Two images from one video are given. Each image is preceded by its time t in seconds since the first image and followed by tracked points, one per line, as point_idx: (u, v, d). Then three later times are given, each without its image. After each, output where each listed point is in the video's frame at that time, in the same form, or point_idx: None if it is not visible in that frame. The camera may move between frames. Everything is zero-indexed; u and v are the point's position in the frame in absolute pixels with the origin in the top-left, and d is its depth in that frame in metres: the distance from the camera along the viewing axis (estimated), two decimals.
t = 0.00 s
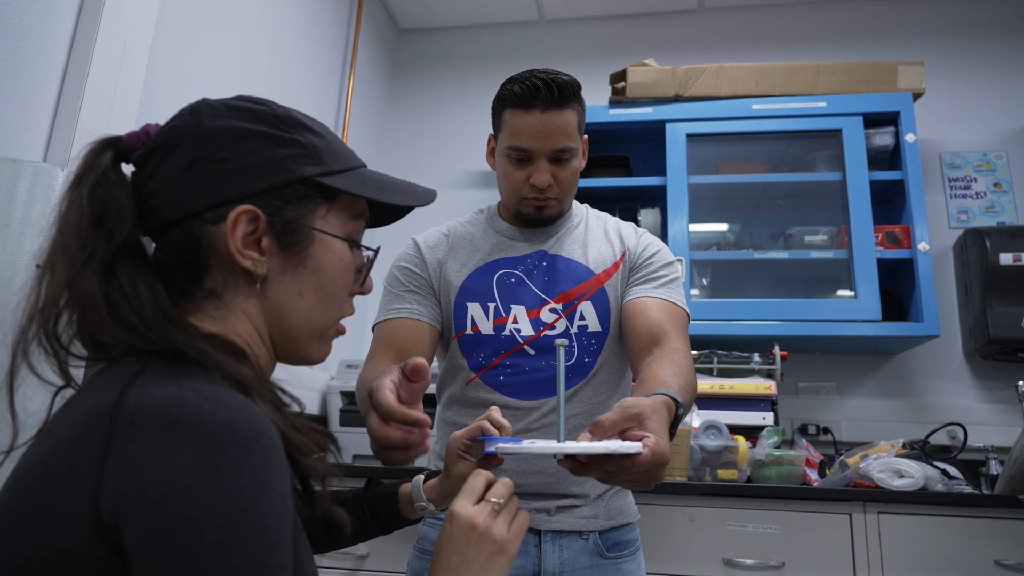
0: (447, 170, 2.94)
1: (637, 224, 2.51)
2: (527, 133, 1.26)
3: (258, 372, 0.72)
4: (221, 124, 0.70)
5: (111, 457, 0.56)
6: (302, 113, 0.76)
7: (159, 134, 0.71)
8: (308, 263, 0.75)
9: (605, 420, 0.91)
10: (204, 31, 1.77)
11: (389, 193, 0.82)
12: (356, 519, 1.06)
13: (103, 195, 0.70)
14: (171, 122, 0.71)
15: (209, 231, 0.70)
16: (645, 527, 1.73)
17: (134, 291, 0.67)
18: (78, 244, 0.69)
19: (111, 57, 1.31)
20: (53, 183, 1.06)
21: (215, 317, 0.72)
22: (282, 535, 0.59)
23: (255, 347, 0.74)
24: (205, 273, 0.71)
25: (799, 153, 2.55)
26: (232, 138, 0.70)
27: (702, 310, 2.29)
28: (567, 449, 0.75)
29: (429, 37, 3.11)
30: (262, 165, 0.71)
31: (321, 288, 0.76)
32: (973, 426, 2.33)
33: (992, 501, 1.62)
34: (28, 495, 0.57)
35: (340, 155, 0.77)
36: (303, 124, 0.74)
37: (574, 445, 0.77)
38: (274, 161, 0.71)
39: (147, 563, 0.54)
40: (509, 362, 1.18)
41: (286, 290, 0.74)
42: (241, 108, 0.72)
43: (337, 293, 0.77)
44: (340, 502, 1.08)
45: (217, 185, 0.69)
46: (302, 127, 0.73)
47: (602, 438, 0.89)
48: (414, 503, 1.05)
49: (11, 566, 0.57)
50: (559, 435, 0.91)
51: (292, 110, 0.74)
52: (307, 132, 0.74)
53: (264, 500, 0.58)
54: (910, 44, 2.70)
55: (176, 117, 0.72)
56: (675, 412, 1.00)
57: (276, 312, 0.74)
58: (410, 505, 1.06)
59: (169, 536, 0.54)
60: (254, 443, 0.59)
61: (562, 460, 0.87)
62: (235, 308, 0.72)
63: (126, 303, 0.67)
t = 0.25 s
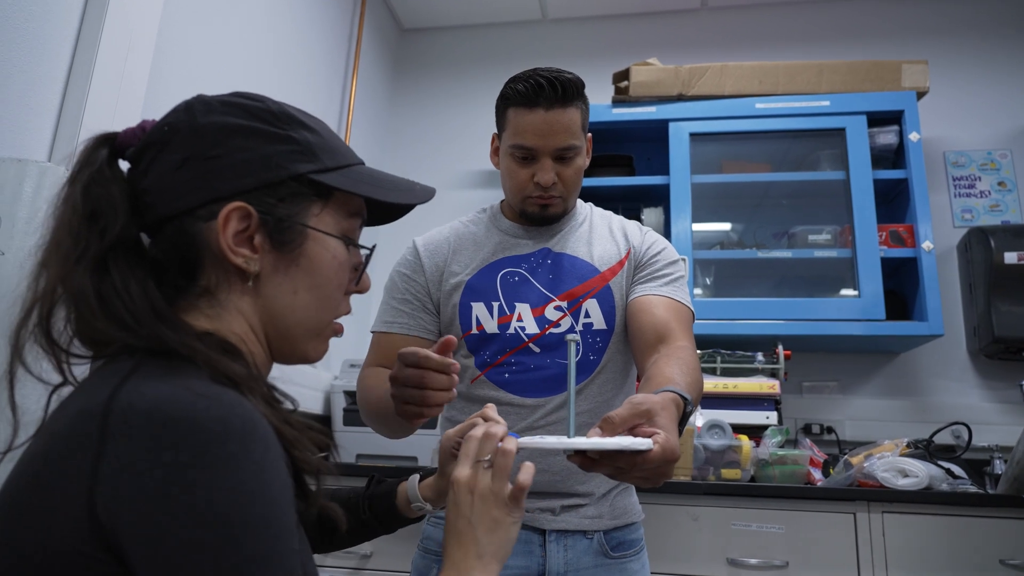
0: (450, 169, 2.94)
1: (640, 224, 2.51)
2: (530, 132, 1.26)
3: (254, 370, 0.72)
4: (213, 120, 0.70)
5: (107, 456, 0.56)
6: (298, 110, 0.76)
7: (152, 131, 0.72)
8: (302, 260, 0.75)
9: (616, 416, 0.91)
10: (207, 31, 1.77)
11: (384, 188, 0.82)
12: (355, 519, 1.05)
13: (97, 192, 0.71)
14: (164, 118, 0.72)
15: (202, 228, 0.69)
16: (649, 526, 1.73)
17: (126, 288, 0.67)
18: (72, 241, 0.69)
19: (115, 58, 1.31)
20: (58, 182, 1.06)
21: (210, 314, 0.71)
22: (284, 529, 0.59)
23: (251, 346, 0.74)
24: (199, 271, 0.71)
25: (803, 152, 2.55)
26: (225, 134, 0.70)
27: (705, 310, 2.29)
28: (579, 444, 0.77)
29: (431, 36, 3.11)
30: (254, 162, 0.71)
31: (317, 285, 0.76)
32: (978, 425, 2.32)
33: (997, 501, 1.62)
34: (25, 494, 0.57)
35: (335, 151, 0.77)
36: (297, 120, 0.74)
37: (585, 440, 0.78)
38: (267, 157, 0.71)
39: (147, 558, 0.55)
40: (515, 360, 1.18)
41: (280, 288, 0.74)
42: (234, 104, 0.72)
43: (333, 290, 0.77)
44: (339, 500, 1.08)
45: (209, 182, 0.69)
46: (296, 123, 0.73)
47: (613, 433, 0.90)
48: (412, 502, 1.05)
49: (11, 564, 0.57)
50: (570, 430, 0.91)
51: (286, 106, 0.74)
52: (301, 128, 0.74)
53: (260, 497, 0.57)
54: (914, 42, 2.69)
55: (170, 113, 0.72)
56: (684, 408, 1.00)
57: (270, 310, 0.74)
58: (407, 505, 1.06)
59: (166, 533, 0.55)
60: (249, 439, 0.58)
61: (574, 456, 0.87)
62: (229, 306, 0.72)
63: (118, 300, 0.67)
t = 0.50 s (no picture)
0: (452, 174, 2.95)
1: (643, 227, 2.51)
2: (530, 136, 1.27)
3: (260, 379, 0.72)
4: (215, 129, 0.70)
5: (114, 467, 0.56)
6: (300, 116, 0.76)
7: (154, 142, 0.72)
8: (308, 267, 0.75)
9: (620, 418, 0.92)
10: (210, 39, 1.78)
11: (388, 193, 0.82)
12: (361, 522, 1.05)
13: (100, 205, 0.71)
14: (166, 129, 0.72)
15: (206, 237, 0.70)
16: (655, 530, 1.72)
17: (132, 299, 0.68)
18: (77, 255, 0.69)
19: (119, 68, 1.32)
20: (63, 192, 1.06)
21: (216, 324, 0.72)
22: (301, 535, 0.59)
23: (259, 353, 0.74)
24: (204, 280, 0.71)
25: (805, 153, 2.54)
26: (226, 142, 0.70)
27: (708, 312, 2.28)
28: (584, 448, 0.76)
29: (432, 42, 3.12)
30: (257, 169, 0.71)
31: (322, 291, 0.76)
32: (984, 426, 2.31)
33: (1005, 501, 1.61)
34: (31, 506, 0.57)
35: (338, 156, 0.77)
36: (299, 127, 0.74)
37: (590, 444, 0.78)
38: (269, 164, 0.71)
39: (157, 568, 0.55)
40: (519, 364, 1.18)
41: (286, 295, 0.74)
42: (235, 112, 0.72)
43: (338, 295, 0.77)
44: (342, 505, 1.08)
45: (212, 191, 0.69)
46: (298, 129, 0.74)
47: (618, 437, 0.90)
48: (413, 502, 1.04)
49: None
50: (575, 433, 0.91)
51: (288, 113, 0.75)
52: (303, 135, 0.74)
53: (271, 504, 0.57)
54: (915, 42, 2.69)
55: (172, 123, 0.73)
56: (689, 411, 1.00)
57: (277, 317, 0.74)
58: (409, 505, 1.05)
59: (176, 542, 0.55)
60: (257, 446, 0.59)
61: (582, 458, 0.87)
62: (236, 314, 0.73)
63: (124, 311, 0.67)
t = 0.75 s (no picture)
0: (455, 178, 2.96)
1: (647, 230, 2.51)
2: (533, 140, 1.27)
3: (272, 387, 0.72)
4: (229, 138, 0.71)
5: (130, 474, 0.56)
6: (313, 125, 0.76)
7: (169, 148, 0.72)
8: (319, 275, 0.75)
9: (624, 423, 0.91)
10: (214, 46, 1.79)
11: (398, 201, 0.82)
12: (366, 528, 1.06)
13: (115, 211, 0.71)
14: (181, 135, 0.72)
15: (218, 245, 0.70)
16: (660, 534, 1.72)
17: (146, 306, 0.68)
18: (92, 259, 0.70)
19: (124, 76, 1.33)
20: (70, 199, 1.07)
21: (228, 331, 0.72)
22: (312, 548, 0.60)
23: (270, 361, 0.75)
24: (216, 287, 0.71)
25: (808, 155, 2.54)
26: (240, 151, 0.70)
27: (712, 315, 2.28)
28: (590, 453, 0.76)
29: (435, 47, 3.13)
30: (270, 178, 0.71)
31: (333, 300, 0.76)
32: (990, 428, 2.30)
33: (1012, 504, 1.61)
34: (44, 511, 0.57)
35: (350, 165, 0.77)
36: (312, 135, 0.74)
37: (595, 449, 0.78)
38: (282, 173, 0.71)
39: None
40: (524, 369, 1.19)
41: (297, 304, 0.74)
42: (249, 121, 0.72)
43: (348, 304, 0.78)
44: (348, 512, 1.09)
45: (225, 200, 0.70)
46: (311, 138, 0.74)
47: (621, 441, 0.89)
48: (417, 507, 1.04)
49: None
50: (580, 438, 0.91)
51: (301, 121, 0.75)
52: (316, 144, 0.74)
53: (286, 515, 0.58)
54: (918, 43, 2.69)
55: (186, 130, 0.73)
56: (693, 415, 1.00)
57: (288, 325, 0.75)
58: (412, 509, 1.05)
59: (192, 551, 0.55)
60: (272, 457, 0.59)
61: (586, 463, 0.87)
62: (247, 321, 0.73)
63: (138, 317, 0.68)
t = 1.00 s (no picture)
0: (456, 184, 2.96)
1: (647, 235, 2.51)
2: (533, 147, 1.27)
3: (277, 397, 0.72)
4: (231, 150, 0.71)
5: (135, 484, 0.56)
6: (315, 136, 0.77)
7: (173, 161, 0.73)
8: (322, 285, 0.75)
9: (628, 431, 0.91)
10: (215, 54, 1.79)
11: (402, 210, 0.82)
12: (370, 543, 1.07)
13: (121, 224, 0.72)
14: (185, 148, 0.73)
15: (221, 256, 0.70)
16: (661, 540, 1.72)
17: (152, 317, 0.69)
18: (100, 271, 0.70)
19: (125, 84, 1.33)
20: (71, 208, 1.07)
21: (233, 341, 0.72)
22: (317, 559, 0.59)
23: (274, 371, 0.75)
24: (221, 298, 0.72)
25: (808, 160, 2.54)
26: (241, 163, 0.71)
27: (712, 319, 2.28)
28: (595, 461, 0.76)
29: (435, 53, 3.14)
30: (271, 189, 0.71)
31: (336, 309, 0.76)
32: (992, 431, 2.30)
33: (1014, 508, 1.60)
34: (48, 521, 0.57)
35: (353, 175, 0.77)
36: (314, 146, 0.74)
37: (599, 457, 0.78)
38: (284, 184, 0.72)
39: None
40: (525, 376, 1.19)
41: (300, 313, 0.75)
42: (251, 132, 0.73)
43: (352, 313, 0.78)
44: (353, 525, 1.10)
45: (227, 211, 0.70)
46: (312, 148, 0.74)
47: (625, 449, 0.89)
48: (418, 522, 1.04)
49: None
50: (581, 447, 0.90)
51: (303, 132, 0.75)
52: (318, 154, 0.74)
53: (292, 525, 0.58)
54: (917, 47, 2.70)
55: (190, 143, 0.74)
56: (695, 421, 1.00)
57: (292, 335, 0.75)
58: (413, 525, 1.05)
59: (197, 562, 0.55)
60: (277, 468, 0.59)
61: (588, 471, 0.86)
62: (251, 332, 0.73)
63: (145, 328, 0.68)
